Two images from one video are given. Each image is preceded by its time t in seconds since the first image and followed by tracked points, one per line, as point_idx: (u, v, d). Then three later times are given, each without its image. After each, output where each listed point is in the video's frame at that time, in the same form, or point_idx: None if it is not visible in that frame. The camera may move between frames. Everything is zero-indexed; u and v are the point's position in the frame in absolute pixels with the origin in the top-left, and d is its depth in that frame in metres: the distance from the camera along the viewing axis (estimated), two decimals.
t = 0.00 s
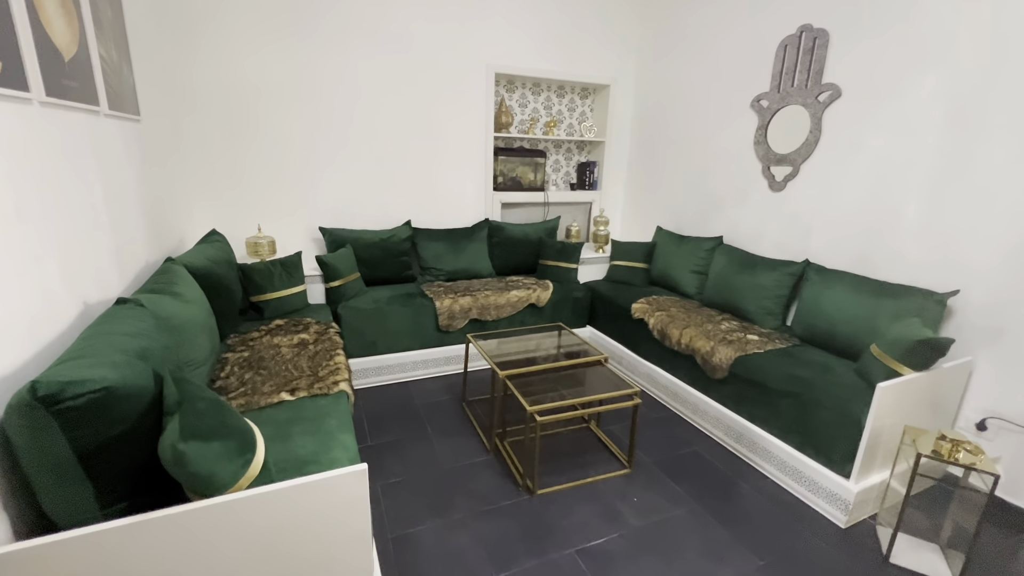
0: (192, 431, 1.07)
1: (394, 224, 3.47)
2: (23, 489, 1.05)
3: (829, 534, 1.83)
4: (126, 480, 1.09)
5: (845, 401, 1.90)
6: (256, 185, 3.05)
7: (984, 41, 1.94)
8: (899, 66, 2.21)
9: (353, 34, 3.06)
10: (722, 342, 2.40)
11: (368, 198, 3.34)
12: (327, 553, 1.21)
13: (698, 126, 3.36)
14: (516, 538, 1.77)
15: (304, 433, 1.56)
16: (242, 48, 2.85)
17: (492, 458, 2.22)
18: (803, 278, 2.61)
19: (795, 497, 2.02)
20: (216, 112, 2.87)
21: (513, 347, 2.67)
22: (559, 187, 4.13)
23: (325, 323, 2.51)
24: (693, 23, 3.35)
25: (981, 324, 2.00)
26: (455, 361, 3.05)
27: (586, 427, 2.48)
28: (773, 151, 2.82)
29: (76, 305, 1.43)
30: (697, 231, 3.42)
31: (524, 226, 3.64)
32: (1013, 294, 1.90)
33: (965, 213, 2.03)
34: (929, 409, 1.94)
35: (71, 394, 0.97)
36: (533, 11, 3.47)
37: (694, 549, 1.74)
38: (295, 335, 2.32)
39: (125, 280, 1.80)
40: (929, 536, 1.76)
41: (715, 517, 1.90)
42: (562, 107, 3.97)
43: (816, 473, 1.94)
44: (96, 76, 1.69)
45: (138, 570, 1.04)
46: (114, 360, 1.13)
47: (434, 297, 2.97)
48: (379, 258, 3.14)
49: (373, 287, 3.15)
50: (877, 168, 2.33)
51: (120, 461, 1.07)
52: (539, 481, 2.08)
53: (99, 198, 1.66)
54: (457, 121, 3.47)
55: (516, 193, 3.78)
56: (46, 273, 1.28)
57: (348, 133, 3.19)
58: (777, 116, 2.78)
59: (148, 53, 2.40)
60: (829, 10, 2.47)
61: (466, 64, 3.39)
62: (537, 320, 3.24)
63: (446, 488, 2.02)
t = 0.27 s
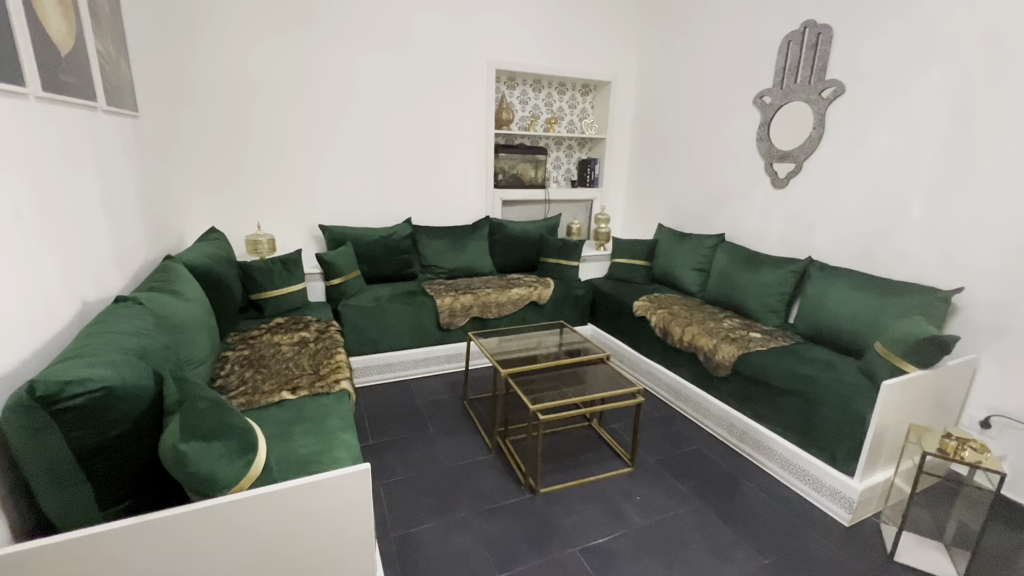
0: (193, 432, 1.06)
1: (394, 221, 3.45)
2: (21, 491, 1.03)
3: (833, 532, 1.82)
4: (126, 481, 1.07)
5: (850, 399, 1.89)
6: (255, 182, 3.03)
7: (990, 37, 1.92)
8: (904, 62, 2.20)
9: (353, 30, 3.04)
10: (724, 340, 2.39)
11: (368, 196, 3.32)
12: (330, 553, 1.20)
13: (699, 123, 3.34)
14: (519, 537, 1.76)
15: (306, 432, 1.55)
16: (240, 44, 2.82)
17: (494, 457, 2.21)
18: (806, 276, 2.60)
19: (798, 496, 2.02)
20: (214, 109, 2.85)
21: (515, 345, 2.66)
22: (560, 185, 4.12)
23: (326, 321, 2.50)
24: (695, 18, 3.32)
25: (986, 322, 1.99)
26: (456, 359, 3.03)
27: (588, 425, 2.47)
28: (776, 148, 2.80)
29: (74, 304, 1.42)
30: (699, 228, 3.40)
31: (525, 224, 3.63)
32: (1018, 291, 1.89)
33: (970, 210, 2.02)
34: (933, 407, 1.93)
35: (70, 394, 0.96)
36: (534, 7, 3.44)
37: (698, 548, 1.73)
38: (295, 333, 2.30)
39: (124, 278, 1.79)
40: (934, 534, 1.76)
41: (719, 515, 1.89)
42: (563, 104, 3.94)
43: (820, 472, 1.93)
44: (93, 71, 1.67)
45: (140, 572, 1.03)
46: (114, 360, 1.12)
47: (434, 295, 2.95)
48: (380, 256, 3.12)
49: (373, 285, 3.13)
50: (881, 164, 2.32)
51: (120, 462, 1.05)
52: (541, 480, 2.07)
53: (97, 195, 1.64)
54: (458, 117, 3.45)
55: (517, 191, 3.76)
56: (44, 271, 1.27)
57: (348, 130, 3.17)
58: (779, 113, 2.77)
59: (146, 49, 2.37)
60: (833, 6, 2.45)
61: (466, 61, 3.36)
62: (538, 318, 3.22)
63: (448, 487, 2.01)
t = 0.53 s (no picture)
0: (195, 431, 1.06)
1: (395, 220, 3.44)
2: (23, 490, 1.02)
3: (837, 532, 1.82)
4: (127, 481, 1.06)
5: (853, 398, 1.88)
6: (256, 181, 3.02)
7: (996, 33, 1.91)
8: (909, 58, 2.18)
9: (353, 27, 3.02)
10: (727, 339, 2.38)
11: (369, 194, 3.31)
12: (333, 554, 1.19)
13: (702, 121, 3.33)
14: (521, 537, 1.75)
15: (307, 432, 1.54)
16: (240, 42, 2.81)
17: (496, 456, 2.20)
18: (809, 274, 2.59)
19: (801, 495, 2.01)
20: (215, 107, 2.84)
21: (516, 343, 2.65)
22: (561, 183, 4.10)
23: (327, 320, 2.49)
24: (697, 16, 3.31)
25: (991, 320, 1.98)
26: (457, 358, 3.03)
27: (590, 424, 2.47)
28: (779, 146, 2.79)
29: (75, 303, 1.41)
30: (701, 226, 3.39)
31: (526, 222, 3.62)
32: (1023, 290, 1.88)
33: (975, 208, 2.00)
34: (937, 406, 1.92)
35: (71, 392, 0.95)
36: (535, 4, 3.42)
37: (701, 548, 1.72)
38: (296, 332, 2.29)
39: (124, 277, 1.78)
40: (938, 534, 1.75)
41: (722, 515, 1.89)
42: (565, 101, 3.93)
43: (823, 471, 1.92)
44: (93, 68, 1.66)
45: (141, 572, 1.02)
46: (114, 359, 1.11)
47: (436, 294, 2.94)
48: (381, 255, 3.11)
49: (374, 284, 3.13)
50: (885, 162, 2.31)
51: (121, 462, 1.05)
52: (543, 479, 2.06)
53: (97, 193, 1.63)
54: (459, 115, 3.43)
55: (518, 189, 3.75)
56: (44, 270, 1.26)
57: (349, 128, 3.16)
58: (782, 110, 2.75)
59: (145, 46, 2.36)
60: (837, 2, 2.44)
61: (467, 58, 3.35)
62: (539, 317, 3.22)
63: (450, 486, 2.01)
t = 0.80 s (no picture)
0: (191, 430, 1.05)
1: (395, 217, 3.43)
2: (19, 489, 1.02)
3: (840, 532, 1.80)
4: (124, 481, 1.06)
5: (856, 397, 1.86)
6: (256, 179, 3.01)
7: (1002, 28, 1.88)
8: (913, 54, 2.16)
9: (353, 24, 3.01)
10: (729, 337, 2.37)
11: (369, 192, 3.30)
12: (330, 554, 1.19)
13: (704, 118, 3.30)
14: (521, 536, 1.75)
15: (306, 430, 1.53)
16: (240, 39, 2.80)
17: (496, 455, 2.20)
18: (812, 272, 2.57)
19: (803, 494, 2.00)
20: (215, 105, 2.83)
21: (516, 341, 2.64)
22: (562, 180, 4.09)
23: (327, 318, 2.48)
24: (699, 12, 3.28)
25: (995, 319, 1.97)
26: (458, 356, 3.02)
27: (591, 423, 2.46)
28: (781, 143, 2.77)
29: (72, 301, 1.40)
30: (703, 224, 3.37)
31: (527, 220, 3.60)
32: None
33: (980, 206, 1.99)
34: (940, 405, 1.91)
35: (65, 392, 0.95)
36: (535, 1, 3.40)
37: (702, 547, 1.71)
38: (296, 330, 2.29)
39: (122, 275, 1.77)
40: (940, 534, 1.73)
41: (723, 514, 1.88)
42: (566, 98, 3.91)
43: (825, 470, 1.91)
44: (90, 66, 1.65)
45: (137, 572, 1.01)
46: (111, 357, 1.11)
47: (436, 292, 2.93)
48: (381, 253, 3.10)
49: (374, 282, 3.12)
50: (889, 159, 2.29)
51: (117, 461, 1.04)
52: (543, 477, 2.06)
53: (95, 191, 1.62)
54: (459, 112, 3.42)
55: (519, 187, 3.73)
56: (40, 268, 1.25)
57: (349, 125, 3.15)
58: (785, 107, 2.73)
59: (144, 43, 2.35)
60: None
61: (468, 55, 3.34)
62: (540, 315, 3.20)
63: (450, 485, 2.00)
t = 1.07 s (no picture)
0: (186, 430, 1.05)
1: (398, 216, 3.43)
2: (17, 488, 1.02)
3: (843, 534, 1.78)
4: (120, 480, 1.06)
5: (860, 398, 1.84)
6: (258, 178, 3.02)
7: (1011, 23, 1.85)
8: (920, 50, 2.13)
9: (355, 23, 3.01)
10: (731, 337, 2.35)
11: (371, 191, 3.31)
12: (326, 553, 1.18)
13: (708, 116, 3.28)
14: (520, 536, 1.74)
15: (304, 429, 1.53)
16: (242, 39, 2.81)
17: (497, 454, 2.19)
18: (816, 271, 2.55)
19: (806, 495, 1.98)
20: (217, 104, 2.84)
21: (518, 340, 2.63)
22: (565, 179, 4.07)
23: (328, 317, 2.48)
24: (703, 9, 3.26)
25: (1003, 319, 1.93)
26: (460, 355, 3.01)
27: (592, 422, 2.44)
28: (786, 140, 2.74)
29: (72, 300, 1.41)
30: (707, 223, 3.35)
31: (530, 218, 3.59)
32: None
33: (988, 204, 1.95)
34: (946, 406, 1.88)
35: (61, 391, 0.95)
36: None
37: (703, 548, 1.70)
38: (297, 329, 2.29)
39: (124, 274, 1.78)
40: (945, 536, 1.71)
41: (725, 515, 1.86)
42: (568, 96, 3.89)
43: (828, 471, 1.89)
44: (91, 66, 1.65)
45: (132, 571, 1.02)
46: (107, 357, 1.11)
47: (438, 291, 2.93)
48: (383, 251, 3.11)
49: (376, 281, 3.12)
50: (895, 156, 2.26)
51: (113, 460, 1.04)
52: (544, 477, 2.05)
53: (96, 190, 1.63)
54: (461, 111, 3.41)
55: (521, 185, 3.72)
56: (39, 267, 1.26)
57: (351, 124, 3.15)
58: (789, 104, 2.71)
59: (146, 43, 2.36)
60: None
61: (469, 54, 3.33)
62: (542, 314, 3.19)
63: (450, 484, 2.00)
